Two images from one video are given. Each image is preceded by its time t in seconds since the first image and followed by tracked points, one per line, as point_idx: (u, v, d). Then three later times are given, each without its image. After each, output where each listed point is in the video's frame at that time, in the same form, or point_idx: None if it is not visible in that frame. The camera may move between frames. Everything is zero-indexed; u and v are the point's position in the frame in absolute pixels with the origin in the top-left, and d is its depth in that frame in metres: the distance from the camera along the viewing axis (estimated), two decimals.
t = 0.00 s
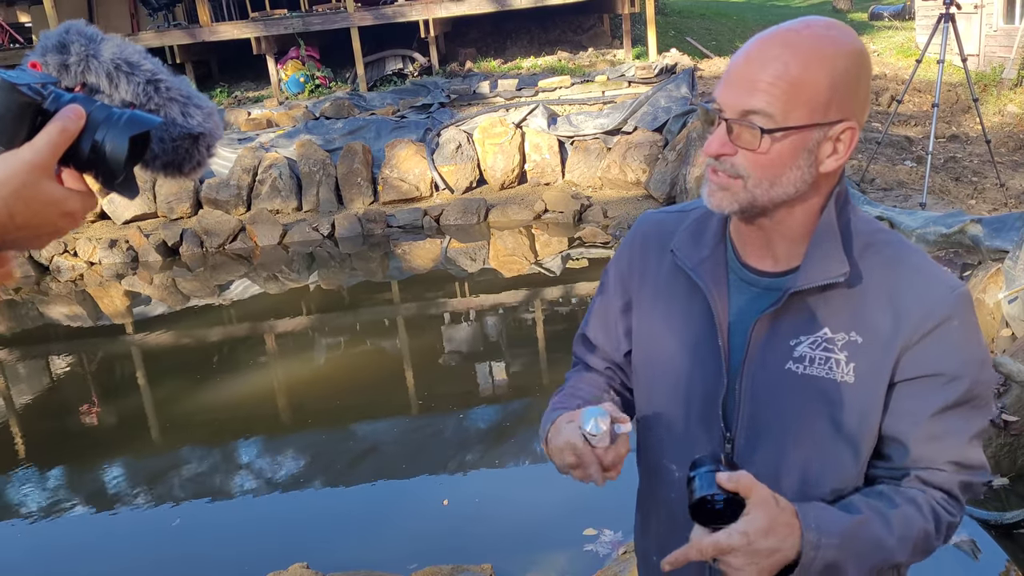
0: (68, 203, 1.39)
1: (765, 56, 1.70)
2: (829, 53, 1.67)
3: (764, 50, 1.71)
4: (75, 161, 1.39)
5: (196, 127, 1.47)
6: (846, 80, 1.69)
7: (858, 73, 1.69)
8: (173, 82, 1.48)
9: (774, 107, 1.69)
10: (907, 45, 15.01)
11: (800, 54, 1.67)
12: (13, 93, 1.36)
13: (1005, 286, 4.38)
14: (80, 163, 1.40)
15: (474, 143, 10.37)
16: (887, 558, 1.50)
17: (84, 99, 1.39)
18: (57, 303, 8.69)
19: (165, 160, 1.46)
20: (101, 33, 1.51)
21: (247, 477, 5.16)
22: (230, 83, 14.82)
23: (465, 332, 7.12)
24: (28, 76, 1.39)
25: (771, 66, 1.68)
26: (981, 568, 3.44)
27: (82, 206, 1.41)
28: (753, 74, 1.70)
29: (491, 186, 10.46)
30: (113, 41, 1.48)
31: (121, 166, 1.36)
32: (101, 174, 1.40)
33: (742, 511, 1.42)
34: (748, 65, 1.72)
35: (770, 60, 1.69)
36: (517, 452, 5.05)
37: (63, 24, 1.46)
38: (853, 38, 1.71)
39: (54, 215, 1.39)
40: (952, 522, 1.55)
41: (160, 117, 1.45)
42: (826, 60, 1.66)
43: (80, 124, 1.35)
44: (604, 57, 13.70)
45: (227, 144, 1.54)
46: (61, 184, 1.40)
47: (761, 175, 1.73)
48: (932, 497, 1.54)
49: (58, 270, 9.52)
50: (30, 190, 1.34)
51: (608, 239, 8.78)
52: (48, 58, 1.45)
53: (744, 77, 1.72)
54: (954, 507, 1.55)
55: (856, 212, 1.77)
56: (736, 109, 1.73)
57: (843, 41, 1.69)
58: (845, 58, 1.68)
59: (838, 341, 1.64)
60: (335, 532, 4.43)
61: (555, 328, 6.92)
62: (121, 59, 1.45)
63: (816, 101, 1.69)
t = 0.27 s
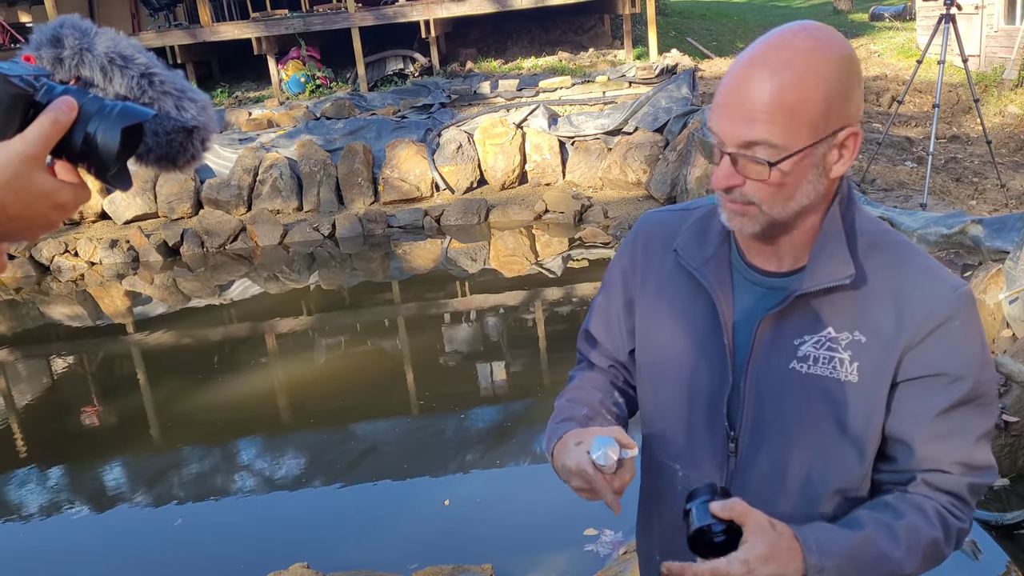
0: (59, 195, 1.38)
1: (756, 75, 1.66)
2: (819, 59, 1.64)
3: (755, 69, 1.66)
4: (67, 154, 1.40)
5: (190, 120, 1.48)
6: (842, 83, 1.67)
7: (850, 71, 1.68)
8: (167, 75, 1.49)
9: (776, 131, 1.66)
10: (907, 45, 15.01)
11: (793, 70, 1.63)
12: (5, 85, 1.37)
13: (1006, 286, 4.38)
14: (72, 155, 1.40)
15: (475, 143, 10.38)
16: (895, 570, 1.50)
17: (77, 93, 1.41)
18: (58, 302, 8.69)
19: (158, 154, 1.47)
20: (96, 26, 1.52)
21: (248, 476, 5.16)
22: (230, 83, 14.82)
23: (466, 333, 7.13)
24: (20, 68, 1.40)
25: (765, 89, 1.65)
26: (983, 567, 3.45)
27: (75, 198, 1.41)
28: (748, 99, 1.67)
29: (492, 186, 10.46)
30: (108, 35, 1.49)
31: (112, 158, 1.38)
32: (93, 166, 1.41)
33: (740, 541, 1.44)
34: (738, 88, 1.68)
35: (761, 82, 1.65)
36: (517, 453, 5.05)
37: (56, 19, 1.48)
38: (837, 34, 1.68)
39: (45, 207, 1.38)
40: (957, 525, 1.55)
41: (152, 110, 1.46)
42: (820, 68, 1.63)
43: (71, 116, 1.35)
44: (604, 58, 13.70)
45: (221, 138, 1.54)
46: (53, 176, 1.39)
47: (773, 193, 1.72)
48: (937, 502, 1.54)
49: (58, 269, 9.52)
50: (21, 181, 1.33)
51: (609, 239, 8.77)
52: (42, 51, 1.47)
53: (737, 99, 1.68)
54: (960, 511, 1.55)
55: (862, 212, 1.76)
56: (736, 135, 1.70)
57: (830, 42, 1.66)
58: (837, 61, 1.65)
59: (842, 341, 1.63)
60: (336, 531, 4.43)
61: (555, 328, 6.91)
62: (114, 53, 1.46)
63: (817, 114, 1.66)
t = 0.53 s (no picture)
0: (52, 189, 1.46)
1: (693, 199, 1.37)
2: (755, 157, 1.35)
3: (692, 197, 1.37)
4: (61, 147, 1.47)
5: (184, 116, 1.52)
6: (790, 171, 1.37)
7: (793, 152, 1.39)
8: (162, 71, 1.54)
9: (747, 262, 1.36)
10: (908, 45, 15.02)
11: (731, 184, 1.34)
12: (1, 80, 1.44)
13: (1007, 287, 4.37)
14: (66, 148, 1.47)
15: (475, 143, 10.37)
16: None
17: (72, 87, 1.46)
18: (58, 302, 8.69)
19: (154, 148, 1.52)
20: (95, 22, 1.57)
21: (248, 476, 5.16)
22: (231, 83, 14.82)
23: (466, 333, 7.12)
24: (17, 64, 1.47)
25: (711, 219, 1.35)
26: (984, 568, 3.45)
27: (67, 191, 1.49)
28: (699, 236, 1.37)
29: (492, 186, 10.46)
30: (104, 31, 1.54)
31: (105, 154, 1.44)
32: (87, 161, 1.48)
33: None
34: (685, 224, 1.39)
35: (702, 205, 1.36)
36: (518, 453, 5.04)
37: (54, 13, 1.52)
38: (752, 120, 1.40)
39: (39, 200, 1.46)
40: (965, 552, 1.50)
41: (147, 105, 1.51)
42: (760, 172, 1.34)
43: (65, 110, 1.43)
44: (605, 58, 13.70)
45: (215, 132, 1.60)
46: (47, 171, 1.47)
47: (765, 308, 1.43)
48: (948, 540, 1.50)
49: (59, 269, 9.52)
50: (17, 176, 1.42)
51: (609, 239, 8.75)
52: (38, 47, 1.52)
53: (687, 235, 1.39)
54: (970, 547, 1.49)
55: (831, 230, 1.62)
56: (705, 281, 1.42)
57: (752, 131, 1.38)
58: (776, 150, 1.37)
59: (830, 375, 1.52)
60: (337, 531, 4.43)
61: (556, 328, 6.91)
62: (109, 48, 1.51)
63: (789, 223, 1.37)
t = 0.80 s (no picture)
0: (58, 202, 1.44)
1: (648, 366, 1.48)
2: (709, 322, 1.44)
3: (647, 364, 1.48)
4: (68, 161, 1.44)
5: (192, 132, 1.51)
6: (747, 332, 1.46)
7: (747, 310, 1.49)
8: (171, 87, 1.53)
9: (702, 425, 1.45)
10: (909, 45, 15.01)
11: (684, 351, 1.44)
12: (9, 92, 1.42)
13: (1008, 287, 4.35)
14: (73, 162, 1.45)
15: (476, 142, 10.38)
16: None
17: (80, 102, 1.45)
18: (58, 301, 8.68)
19: (160, 163, 1.51)
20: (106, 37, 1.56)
21: (248, 475, 5.16)
22: (232, 82, 14.82)
23: (466, 332, 7.12)
24: (27, 76, 1.45)
25: (665, 382, 1.45)
26: (985, 568, 3.46)
27: (73, 205, 1.46)
28: (656, 399, 1.46)
29: (493, 185, 10.46)
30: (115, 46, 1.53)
31: (112, 167, 1.42)
32: (93, 175, 1.45)
33: None
34: (640, 384, 1.49)
35: (658, 370, 1.46)
36: (519, 452, 5.05)
37: (65, 25, 1.52)
38: (703, 279, 1.51)
39: (45, 213, 1.44)
40: None
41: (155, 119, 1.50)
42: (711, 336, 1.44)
43: (73, 124, 1.40)
44: (606, 57, 13.69)
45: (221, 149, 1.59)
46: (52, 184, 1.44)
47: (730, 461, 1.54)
48: None
49: (59, 267, 9.52)
50: (23, 189, 1.39)
51: (610, 238, 8.74)
52: (49, 59, 1.51)
53: (645, 391, 1.48)
54: None
55: (807, 338, 1.73)
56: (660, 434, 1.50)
57: (702, 293, 1.48)
58: (731, 317, 1.46)
59: (792, 489, 1.76)
60: (339, 530, 4.43)
61: (556, 328, 6.90)
62: (120, 63, 1.50)
63: (748, 387, 1.45)
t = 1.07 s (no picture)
0: (69, 236, 1.28)
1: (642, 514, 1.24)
2: (716, 474, 1.20)
3: (641, 509, 1.24)
4: (81, 193, 1.33)
5: (208, 168, 1.42)
6: (756, 484, 1.23)
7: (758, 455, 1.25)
8: (191, 121, 1.44)
9: None
10: (910, 41, 15.00)
11: (683, 508, 1.20)
12: (28, 125, 1.32)
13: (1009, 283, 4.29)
14: (87, 196, 1.33)
15: (477, 139, 10.36)
16: None
17: (98, 135, 1.34)
18: (58, 298, 8.67)
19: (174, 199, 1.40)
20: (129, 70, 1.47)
21: (249, 472, 5.16)
22: (233, 78, 14.79)
23: (466, 329, 7.10)
24: (45, 107, 1.35)
25: (662, 539, 1.21)
26: (985, 565, 3.45)
27: (83, 238, 1.30)
28: (649, 551, 1.24)
29: (493, 182, 10.45)
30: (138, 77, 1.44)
31: (127, 203, 1.31)
32: (107, 209, 1.34)
33: None
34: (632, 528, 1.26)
35: (653, 524, 1.23)
36: (519, 449, 5.04)
37: (88, 54, 1.41)
38: (715, 417, 1.27)
39: (54, 246, 1.28)
40: None
41: (175, 155, 1.40)
42: (720, 491, 1.19)
43: (92, 159, 1.30)
44: (607, 53, 13.67)
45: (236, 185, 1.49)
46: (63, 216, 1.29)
47: None
48: None
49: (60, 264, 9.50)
50: (32, 223, 1.24)
51: (611, 235, 8.72)
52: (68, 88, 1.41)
53: (638, 541, 1.25)
54: None
55: (822, 449, 1.47)
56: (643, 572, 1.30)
57: (705, 431, 1.24)
58: (737, 473, 1.21)
59: None
60: (340, 527, 4.43)
61: (557, 325, 6.89)
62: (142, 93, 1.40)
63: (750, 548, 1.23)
